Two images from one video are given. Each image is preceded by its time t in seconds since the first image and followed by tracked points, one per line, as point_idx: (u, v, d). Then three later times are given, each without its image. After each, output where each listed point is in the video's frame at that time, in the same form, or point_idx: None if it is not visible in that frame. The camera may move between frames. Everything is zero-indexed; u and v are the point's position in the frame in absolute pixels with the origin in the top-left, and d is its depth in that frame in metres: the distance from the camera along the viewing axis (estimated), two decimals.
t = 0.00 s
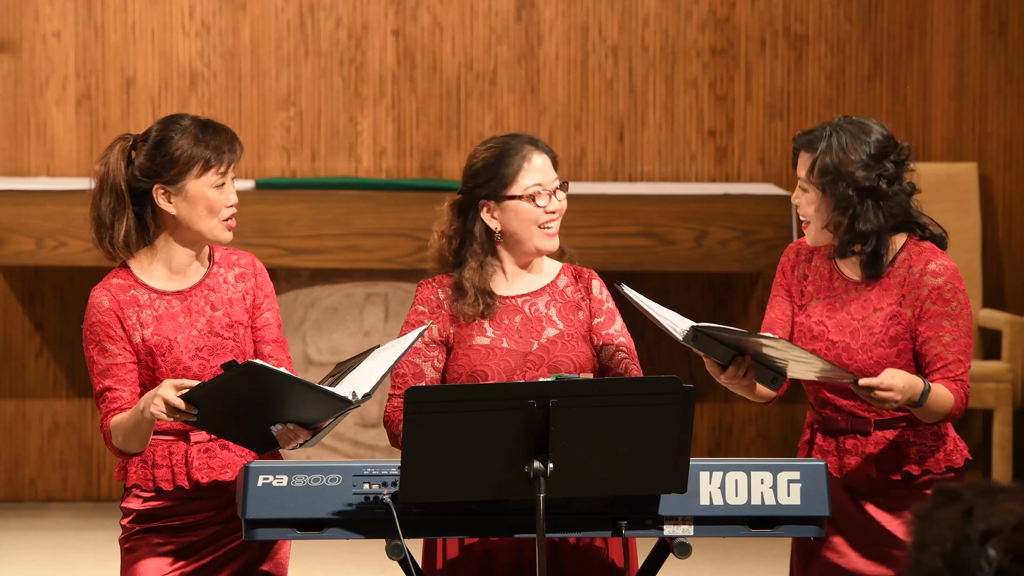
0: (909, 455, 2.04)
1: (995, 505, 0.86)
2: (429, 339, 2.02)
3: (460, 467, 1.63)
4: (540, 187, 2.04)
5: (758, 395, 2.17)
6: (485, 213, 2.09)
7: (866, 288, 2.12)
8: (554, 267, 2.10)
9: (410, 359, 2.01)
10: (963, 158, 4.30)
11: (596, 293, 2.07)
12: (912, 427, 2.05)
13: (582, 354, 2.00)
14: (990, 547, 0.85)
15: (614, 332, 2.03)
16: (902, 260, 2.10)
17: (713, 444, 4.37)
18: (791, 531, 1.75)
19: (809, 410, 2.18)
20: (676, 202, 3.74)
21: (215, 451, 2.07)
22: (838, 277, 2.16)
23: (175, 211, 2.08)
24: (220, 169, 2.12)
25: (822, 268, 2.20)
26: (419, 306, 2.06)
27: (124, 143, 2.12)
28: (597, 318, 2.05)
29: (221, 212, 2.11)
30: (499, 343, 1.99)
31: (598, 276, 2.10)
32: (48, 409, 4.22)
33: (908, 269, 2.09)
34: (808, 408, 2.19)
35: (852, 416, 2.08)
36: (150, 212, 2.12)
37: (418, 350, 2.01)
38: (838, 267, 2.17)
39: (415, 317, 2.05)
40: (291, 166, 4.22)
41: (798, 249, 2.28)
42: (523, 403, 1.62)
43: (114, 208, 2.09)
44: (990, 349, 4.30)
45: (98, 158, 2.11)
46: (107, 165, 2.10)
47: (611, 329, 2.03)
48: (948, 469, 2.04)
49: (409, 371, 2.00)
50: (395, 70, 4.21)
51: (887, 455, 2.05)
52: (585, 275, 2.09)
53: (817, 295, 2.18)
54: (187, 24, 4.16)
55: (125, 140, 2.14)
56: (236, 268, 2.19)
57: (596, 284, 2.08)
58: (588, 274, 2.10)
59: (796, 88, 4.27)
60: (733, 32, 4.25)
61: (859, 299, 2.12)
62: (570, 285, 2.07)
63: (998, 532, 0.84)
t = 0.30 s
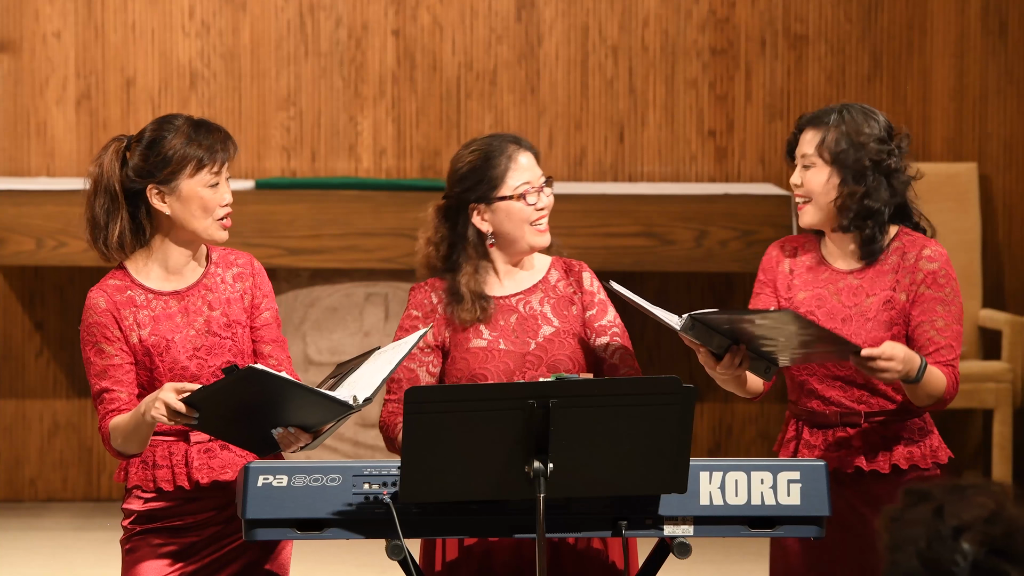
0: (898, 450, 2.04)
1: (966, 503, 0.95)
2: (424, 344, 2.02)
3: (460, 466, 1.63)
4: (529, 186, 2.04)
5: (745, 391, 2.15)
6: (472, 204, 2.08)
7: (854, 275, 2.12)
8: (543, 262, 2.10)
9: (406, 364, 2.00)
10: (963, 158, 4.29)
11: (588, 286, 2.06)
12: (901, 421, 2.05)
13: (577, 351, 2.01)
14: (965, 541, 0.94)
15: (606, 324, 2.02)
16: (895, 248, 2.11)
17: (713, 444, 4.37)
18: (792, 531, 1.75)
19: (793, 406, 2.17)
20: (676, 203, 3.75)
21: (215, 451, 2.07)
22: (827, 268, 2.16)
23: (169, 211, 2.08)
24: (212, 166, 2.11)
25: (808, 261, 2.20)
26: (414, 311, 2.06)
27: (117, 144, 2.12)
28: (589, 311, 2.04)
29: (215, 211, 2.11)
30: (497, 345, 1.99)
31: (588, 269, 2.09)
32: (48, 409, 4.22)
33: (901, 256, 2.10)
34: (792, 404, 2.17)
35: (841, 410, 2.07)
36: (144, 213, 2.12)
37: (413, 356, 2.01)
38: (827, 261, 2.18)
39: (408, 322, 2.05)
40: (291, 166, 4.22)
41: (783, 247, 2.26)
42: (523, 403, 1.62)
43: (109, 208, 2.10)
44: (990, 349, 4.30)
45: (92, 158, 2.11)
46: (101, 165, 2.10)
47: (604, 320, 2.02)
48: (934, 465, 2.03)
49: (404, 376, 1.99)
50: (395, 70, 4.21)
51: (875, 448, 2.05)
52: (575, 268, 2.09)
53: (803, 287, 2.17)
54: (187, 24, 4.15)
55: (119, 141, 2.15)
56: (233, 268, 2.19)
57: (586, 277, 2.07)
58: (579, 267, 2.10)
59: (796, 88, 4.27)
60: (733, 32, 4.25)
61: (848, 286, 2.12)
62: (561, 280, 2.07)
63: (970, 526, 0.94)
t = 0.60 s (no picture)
0: (905, 447, 2.04)
1: (949, 505, 0.95)
2: (419, 358, 2.03)
3: (461, 466, 1.63)
4: (481, 196, 2.04)
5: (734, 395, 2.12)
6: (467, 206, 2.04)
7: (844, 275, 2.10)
8: (535, 265, 2.09)
9: (403, 379, 2.02)
10: (963, 158, 4.29)
11: (580, 288, 2.04)
12: (906, 419, 2.06)
13: (572, 357, 1.99)
14: (952, 550, 0.94)
15: (599, 326, 2.00)
16: (882, 244, 2.13)
17: (713, 445, 4.37)
18: (792, 531, 1.74)
19: (787, 414, 2.13)
20: (675, 203, 3.75)
21: (202, 453, 2.04)
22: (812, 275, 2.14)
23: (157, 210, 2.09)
24: (195, 166, 2.07)
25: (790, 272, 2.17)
26: (405, 327, 2.09)
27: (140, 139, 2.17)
28: (583, 313, 2.02)
29: (192, 212, 2.06)
30: (489, 356, 1.99)
31: (581, 269, 2.07)
32: (48, 409, 4.22)
33: (888, 250, 2.11)
34: (783, 411, 2.14)
35: (847, 412, 2.07)
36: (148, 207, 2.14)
37: (409, 370, 2.02)
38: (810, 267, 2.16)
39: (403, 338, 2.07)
40: (291, 166, 4.22)
41: (756, 262, 2.22)
42: (523, 403, 1.62)
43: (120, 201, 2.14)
44: (990, 349, 4.30)
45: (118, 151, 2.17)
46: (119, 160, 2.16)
47: (597, 322, 2.01)
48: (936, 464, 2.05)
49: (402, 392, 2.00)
50: (395, 69, 4.21)
51: (884, 448, 2.04)
52: (567, 270, 2.07)
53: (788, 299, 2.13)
54: (187, 24, 4.16)
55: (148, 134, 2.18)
56: (248, 273, 2.12)
57: (578, 278, 2.05)
58: (571, 267, 2.07)
59: (796, 89, 4.27)
60: (733, 31, 4.25)
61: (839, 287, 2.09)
62: (552, 283, 2.05)
63: (956, 534, 0.94)
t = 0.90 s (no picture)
0: (912, 438, 2.04)
1: (970, 502, 0.91)
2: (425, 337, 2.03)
3: (461, 465, 1.63)
4: (473, 196, 2.01)
5: (747, 386, 2.09)
6: (478, 211, 2.01)
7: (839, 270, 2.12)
8: (548, 264, 2.07)
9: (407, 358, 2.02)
10: (963, 158, 4.29)
11: (594, 289, 2.03)
12: (908, 409, 2.08)
13: (571, 354, 1.98)
14: (971, 544, 0.89)
15: (610, 330, 2.00)
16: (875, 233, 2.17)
17: (714, 445, 4.37)
18: (792, 531, 1.74)
19: (796, 410, 2.12)
20: (675, 203, 3.75)
21: (194, 448, 2.01)
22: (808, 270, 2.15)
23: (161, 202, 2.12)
24: (189, 161, 2.08)
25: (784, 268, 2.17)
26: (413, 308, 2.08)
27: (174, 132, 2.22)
28: (593, 315, 2.02)
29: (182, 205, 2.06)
30: (487, 344, 1.98)
31: (597, 270, 2.06)
32: (48, 409, 4.22)
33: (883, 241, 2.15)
34: (791, 407, 2.13)
35: (857, 406, 2.07)
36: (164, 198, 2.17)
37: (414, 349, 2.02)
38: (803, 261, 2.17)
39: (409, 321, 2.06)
40: (291, 166, 4.22)
41: (750, 256, 2.22)
42: (523, 403, 1.62)
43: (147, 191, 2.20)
44: (990, 349, 4.30)
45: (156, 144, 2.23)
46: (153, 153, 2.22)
47: (608, 326, 2.01)
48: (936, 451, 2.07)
49: (407, 371, 2.01)
50: (395, 69, 4.21)
51: (892, 440, 2.04)
52: (583, 269, 2.06)
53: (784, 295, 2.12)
54: (187, 24, 4.16)
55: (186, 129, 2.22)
56: (261, 272, 2.11)
57: (593, 279, 2.04)
58: (586, 267, 2.07)
59: (796, 89, 4.27)
60: (733, 31, 4.25)
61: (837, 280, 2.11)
62: (566, 281, 2.04)
63: (976, 529, 0.89)
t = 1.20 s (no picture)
0: (912, 438, 2.05)
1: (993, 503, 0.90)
2: (434, 322, 2.02)
3: (461, 464, 1.63)
4: (506, 184, 2.01)
5: (751, 381, 2.08)
6: (508, 200, 2.01)
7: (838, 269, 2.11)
8: (564, 268, 2.07)
9: (416, 338, 2.00)
10: (963, 159, 4.29)
11: (607, 296, 2.03)
12: (908, 410, 2.08)
13: (573, 357, 1.97)
14: (989, 549, 0.89)
15: (620, 340, 2.00)
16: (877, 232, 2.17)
17: (713, 445, 4.37)
18: (791, 531, 1.74)
19: (797, 411, 2.11)
20: (676, 203, 3.75)
21: (189, 441, 1.99)
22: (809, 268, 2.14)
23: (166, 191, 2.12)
24: (194, 148, 2.08)
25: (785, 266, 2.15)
26: (426, 289, 2.06)
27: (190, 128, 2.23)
28: (604, 323, 2.01)
29: (183, 192, 2.06)
30: (490, 337, 1.97)
31: (611, 278, 2.06)
32: (48, 409, 4.22)
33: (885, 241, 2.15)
34: (792, 408, 2.12)
35: (857, 407, 2.07)
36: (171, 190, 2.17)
37: (423, 331, 2.01)
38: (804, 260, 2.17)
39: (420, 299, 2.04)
40: (291, 166, 4.22)
41: (753, 253, 2.20)
42: (523, 403, 1.62)
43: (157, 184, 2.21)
44: (990, 349, 4.30)
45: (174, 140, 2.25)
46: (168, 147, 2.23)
47: (618, 336, 2.00)
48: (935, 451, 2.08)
49: (413, 350, 1.99)
50: (395, 70, 4.21)
51: (893, 440, 2.05)
52: (598, 276, 2.06)
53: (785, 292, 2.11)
54: (187, 24, 4.16)
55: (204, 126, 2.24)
56: (267, 269, 2.11)
57: (607, 287, 2.04)
58: (602, 274, 2.06)
59: (796, 89, 4.27)
60: (734, 32, 4.25)
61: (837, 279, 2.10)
62: (580, 285, 2.04)
63: (997, 533, 0.89)
